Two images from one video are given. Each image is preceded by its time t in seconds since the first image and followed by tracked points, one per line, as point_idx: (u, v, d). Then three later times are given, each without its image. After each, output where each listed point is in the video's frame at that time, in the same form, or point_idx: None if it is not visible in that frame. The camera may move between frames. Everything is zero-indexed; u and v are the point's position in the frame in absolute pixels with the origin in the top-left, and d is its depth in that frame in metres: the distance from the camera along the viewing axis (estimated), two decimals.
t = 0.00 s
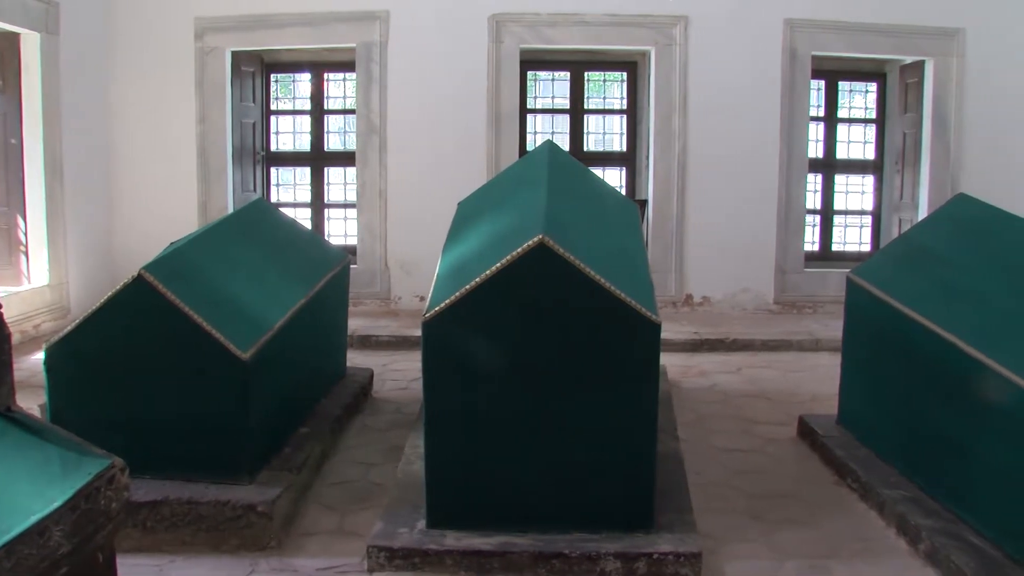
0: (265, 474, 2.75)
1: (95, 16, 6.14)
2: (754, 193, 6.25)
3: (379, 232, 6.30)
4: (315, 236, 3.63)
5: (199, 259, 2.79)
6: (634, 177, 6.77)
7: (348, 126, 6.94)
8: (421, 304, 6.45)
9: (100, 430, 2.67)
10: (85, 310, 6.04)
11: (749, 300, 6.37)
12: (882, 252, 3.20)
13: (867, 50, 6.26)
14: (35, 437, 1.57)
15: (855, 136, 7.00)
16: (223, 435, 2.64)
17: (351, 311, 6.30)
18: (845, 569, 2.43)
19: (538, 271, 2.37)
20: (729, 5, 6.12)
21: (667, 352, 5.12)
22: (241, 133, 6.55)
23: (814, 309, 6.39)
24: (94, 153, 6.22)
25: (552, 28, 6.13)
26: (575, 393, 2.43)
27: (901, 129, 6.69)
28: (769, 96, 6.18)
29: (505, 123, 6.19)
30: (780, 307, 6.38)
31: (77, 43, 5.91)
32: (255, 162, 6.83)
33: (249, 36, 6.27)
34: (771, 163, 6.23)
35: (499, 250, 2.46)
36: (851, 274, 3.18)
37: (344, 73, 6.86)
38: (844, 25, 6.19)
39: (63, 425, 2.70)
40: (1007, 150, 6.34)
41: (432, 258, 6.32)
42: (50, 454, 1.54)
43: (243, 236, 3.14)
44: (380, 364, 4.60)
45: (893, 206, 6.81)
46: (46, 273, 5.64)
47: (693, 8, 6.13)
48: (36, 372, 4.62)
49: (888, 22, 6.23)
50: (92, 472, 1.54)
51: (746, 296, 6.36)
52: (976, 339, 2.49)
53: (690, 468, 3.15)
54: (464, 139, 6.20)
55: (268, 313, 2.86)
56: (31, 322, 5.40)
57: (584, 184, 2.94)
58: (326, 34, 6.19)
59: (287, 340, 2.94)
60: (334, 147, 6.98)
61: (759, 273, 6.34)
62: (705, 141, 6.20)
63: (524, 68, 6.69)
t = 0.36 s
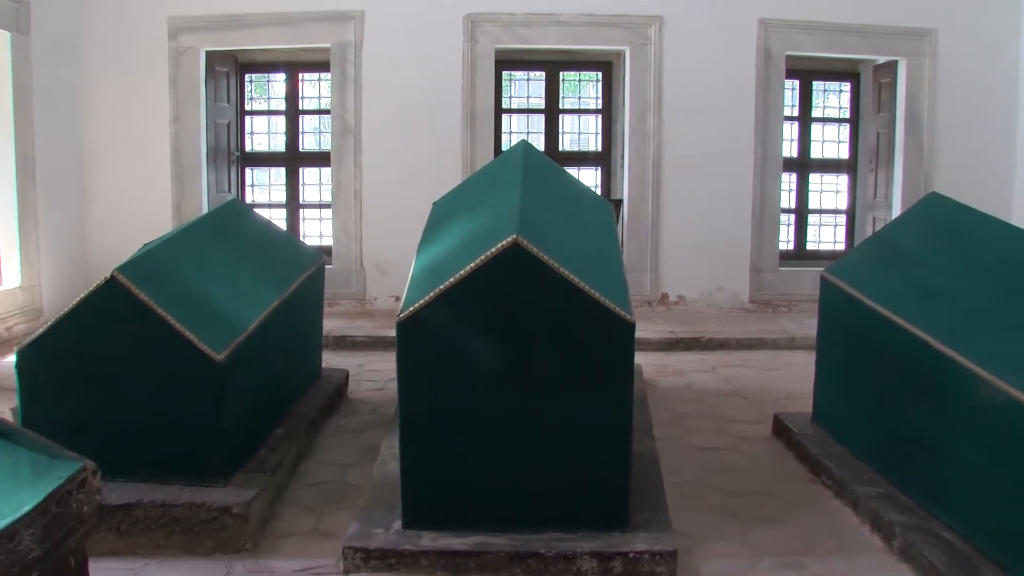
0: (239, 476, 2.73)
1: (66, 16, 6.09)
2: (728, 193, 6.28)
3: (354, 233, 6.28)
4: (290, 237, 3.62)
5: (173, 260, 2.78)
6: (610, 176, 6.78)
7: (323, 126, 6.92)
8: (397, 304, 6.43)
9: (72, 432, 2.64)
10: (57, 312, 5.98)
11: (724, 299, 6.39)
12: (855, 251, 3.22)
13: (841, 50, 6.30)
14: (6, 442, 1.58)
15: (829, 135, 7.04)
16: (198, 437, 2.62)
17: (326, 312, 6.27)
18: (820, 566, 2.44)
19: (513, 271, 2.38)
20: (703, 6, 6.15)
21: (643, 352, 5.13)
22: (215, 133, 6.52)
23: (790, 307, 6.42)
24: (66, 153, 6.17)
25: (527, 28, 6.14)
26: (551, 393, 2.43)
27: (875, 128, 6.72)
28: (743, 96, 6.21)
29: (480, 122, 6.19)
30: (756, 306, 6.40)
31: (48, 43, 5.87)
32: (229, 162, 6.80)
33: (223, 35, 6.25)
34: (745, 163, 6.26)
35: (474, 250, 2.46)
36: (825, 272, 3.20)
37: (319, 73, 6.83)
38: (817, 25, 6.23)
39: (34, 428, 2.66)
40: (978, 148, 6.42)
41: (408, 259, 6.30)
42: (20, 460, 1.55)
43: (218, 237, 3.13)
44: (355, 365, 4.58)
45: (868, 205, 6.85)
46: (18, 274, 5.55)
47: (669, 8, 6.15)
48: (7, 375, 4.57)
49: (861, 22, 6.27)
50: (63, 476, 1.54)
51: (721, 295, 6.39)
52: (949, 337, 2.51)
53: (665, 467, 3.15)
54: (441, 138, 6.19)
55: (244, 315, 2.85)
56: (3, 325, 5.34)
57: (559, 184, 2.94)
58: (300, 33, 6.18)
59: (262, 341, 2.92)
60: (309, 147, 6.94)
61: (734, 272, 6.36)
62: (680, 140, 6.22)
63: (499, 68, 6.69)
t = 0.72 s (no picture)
0: (214, 478, 2.72)
1: (37, 16, 6.06)
2: (703, 191, 6.30)
3: (330, 234, 6.26)
4: (264, 238, 3.60)
5: (147, 262, 2.76)
6: (585, 176, 6.80)
7: (298, 127, 6.87)
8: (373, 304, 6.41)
9: (43, 436, 2.61)
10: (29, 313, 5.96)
11: (699, 298, 6.40)
12: (828, 250, 3.24)
13: (815, 50, 6.33)
14: None
15: (804, 134, 7.06)
16: (172, 439, 2.60)
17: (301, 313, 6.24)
18: (794, 564, 2.45)
19: (486, 271, 2.38)
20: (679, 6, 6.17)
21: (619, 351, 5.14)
22: (190, 133, 6.48)
23: (764, 306, 6.44)
24: (37, 154, 6.13)
25: (502, 28, 6.15)
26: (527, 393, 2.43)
27: (849, 127, 6.76)
28: (717, 95, 6.24)
29: (455, 121, 6.19)
30: (731, 305, 6.42)
31: (18, 43, 5.86)
32: (204, 163, 6.76)
33: (198, 35, 6.21)
34: (720, 163, 6.28)
35: (448, 250, 2.46)
36: (800, 271, 3.22)
37: (294, 73, 6.79)
38: (791, 25, 6.26)
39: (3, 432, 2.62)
40: (950, 147, 6.47)
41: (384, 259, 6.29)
42: None
43: (192, 239, 3.11)
44: (331, 366, 4.57)
45: (841, 204, 6.93)
46: None
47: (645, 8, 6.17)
48: None
49: (834, 22, 6.32)
50: (33, 480, 1.53)
51: (697, 294, 6.40)
52: (921, 335, 2.53)
53: (641, 466, 3.16)
54: (418, 139, 6.18)
55: (219, 316, 2.84)
56: None
57: (533, 184, 2.94)
58: (275, 34, 6.17)
59: (236, 342, 2.91)
60: (284, 148, 6.89)
61: (709, 271, 6.38)
62: (655, 140, 6.24)
63: (474, 68, 6.68)
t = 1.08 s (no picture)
0: (189, 480, 2.70)
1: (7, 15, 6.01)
2: (678, 191, 6.33)
3: (305, 234, 6.24)
4: (239, 239, 3.58)
5: (121, 263, 2.74)
6: (561, 175, 6.81)
7: (274, 127, 6.85)
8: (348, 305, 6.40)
9: (12, 438, 2.57)
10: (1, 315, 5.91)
11: (674, 297, 6.42)
12: (802, 248, 3.25)
13: (789, 49, 6.37)
14: None
15: (779, 134, 7.09)
16: (146, 441, 2.58)
17: (277, 314, 6.21)
18: (770, 562, 2.46)
19: (462, 270, 2.38)
20: (655, 7, 6.19)
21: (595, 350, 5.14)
22: (164, 133, 6.45)
23: (740, 305, 6.48)
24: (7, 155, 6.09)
25: (477, 28, 6.15)
26: (504, 393, 2.44)
27: (824, 127, 6.79)
28: (693, 95, 6.26)
29: (430, 121, 6.18)
30: (707, 304, 6.45)
31: None
32: (179, 163, 6.72)
33: (171, 35, 6.20)
34: (695, 163, 6.31)
35: (423, 250, 2.46)
36: (774, 270, 3.23)
37: (269, 74, 6.76)
38: (766, 24, 6.28)
39: None
40: (923, 146, 6.52)
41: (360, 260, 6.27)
42: None
43: (166, 240, 3.08)
44: (307, 367, 4.55)
45: (816, 202, 6.95)
46: None
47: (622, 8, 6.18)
48: None
49: (809, 22, 6.35)
50: (4, 485, 1.52)
51: (673, 293, 6.41)
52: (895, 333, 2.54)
53: (617, 465, 3.17)
54: (395, 139, 6.17)
55: (194, 317, 2.82)
56: None
57: (508, 184, 2.94)
58: (250, 34, 6.16)
59: (211, 343, 2.89)
60: (259, 148, 6.87)
61: (685, 271, 6.40)
62: (630, 140, 6.25)
63: (450, 68, 6.67)
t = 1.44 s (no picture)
0: (164, 483, 2.69)
1: None
2: (653, 190, 6.34)
3: (281, 234, 6.22)
4: (214, 240, 3.57)
5: (93, 264, 2.72)
6: (536, 176, 6.81)
7: (249, 127, 6.82)
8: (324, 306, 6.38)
9: None
10: None
11: (650, 296, 6.43)
12: (776, 247, 3.27)
13: (763, 50, 6.39)
14: None
15: (753, 133, 7.09)
16: (119, 443, 2.56)
17: (252, 315, 6.18)
18: (746, 559, 2.47)
19: (436, 271, 2.38)
20: (630, 7, 6.21)
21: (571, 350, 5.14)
22: (138, 134, 6.41)
23: (715, 304, 6.51)
24: None
25: (453, 28, 6.14)
26: (480, 393, 2.44)
27: (798, 126, 6.84)
28: (667, 95, 6.28)
29: (405, 121, 6.18)
30: (683, 303, 6.46)
31: None
32: (153, 164, 6.68)
33: (144, 35, 6.15)
34: (671, 163, 6.33)
35: (396, 251, 2.45)
36: (749, 269, 3.24)
37: (244, 74, 6.72)
38: (741, 25, 6.30)
39: None
40: (896, 145, 6.56)
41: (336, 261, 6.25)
42: None
43: (140, 241, 3.07)
44: (282, 368, 4.53)
45: (791, 201, 6.98)
46: None
47: (598, 9, 6.19)
48: None
49: (784, 22, 6.37)
50: None
51: (648, 292, 6.42)
52: (868, 332, 2.56)
53: (593, 464, 3.17)
54: (371, 140, 6.16)
55: (168, 319, 2.80)
56: None
57: (483, 184, 2.94)
58: (224, 33, 6.13)
59: (185, 344, 2.87)
60: (234, 149, 6.83)
61: (661, 270, 6.41)
62: (605, 139, 6.26)
63: (425, 68, 6.67)
